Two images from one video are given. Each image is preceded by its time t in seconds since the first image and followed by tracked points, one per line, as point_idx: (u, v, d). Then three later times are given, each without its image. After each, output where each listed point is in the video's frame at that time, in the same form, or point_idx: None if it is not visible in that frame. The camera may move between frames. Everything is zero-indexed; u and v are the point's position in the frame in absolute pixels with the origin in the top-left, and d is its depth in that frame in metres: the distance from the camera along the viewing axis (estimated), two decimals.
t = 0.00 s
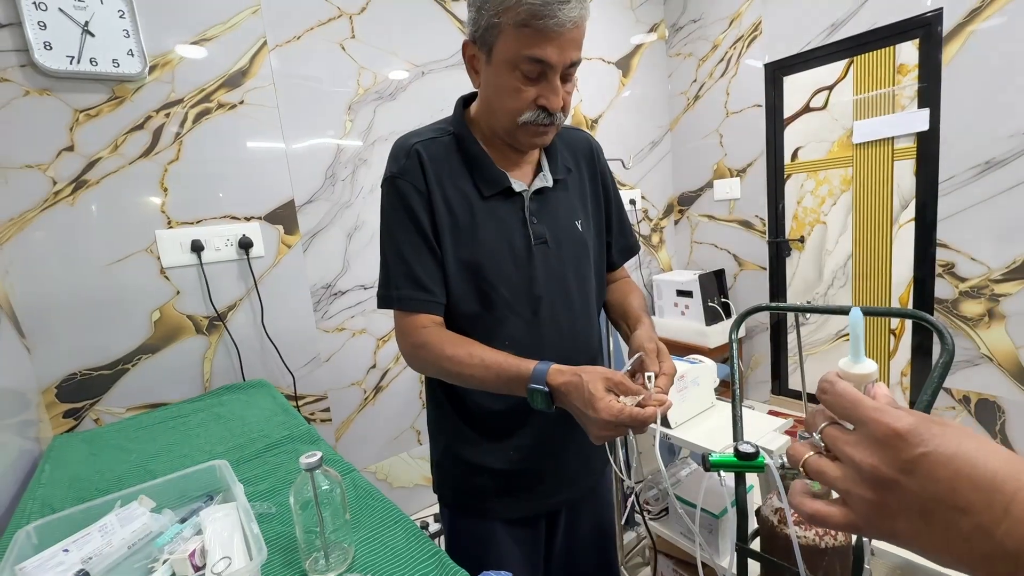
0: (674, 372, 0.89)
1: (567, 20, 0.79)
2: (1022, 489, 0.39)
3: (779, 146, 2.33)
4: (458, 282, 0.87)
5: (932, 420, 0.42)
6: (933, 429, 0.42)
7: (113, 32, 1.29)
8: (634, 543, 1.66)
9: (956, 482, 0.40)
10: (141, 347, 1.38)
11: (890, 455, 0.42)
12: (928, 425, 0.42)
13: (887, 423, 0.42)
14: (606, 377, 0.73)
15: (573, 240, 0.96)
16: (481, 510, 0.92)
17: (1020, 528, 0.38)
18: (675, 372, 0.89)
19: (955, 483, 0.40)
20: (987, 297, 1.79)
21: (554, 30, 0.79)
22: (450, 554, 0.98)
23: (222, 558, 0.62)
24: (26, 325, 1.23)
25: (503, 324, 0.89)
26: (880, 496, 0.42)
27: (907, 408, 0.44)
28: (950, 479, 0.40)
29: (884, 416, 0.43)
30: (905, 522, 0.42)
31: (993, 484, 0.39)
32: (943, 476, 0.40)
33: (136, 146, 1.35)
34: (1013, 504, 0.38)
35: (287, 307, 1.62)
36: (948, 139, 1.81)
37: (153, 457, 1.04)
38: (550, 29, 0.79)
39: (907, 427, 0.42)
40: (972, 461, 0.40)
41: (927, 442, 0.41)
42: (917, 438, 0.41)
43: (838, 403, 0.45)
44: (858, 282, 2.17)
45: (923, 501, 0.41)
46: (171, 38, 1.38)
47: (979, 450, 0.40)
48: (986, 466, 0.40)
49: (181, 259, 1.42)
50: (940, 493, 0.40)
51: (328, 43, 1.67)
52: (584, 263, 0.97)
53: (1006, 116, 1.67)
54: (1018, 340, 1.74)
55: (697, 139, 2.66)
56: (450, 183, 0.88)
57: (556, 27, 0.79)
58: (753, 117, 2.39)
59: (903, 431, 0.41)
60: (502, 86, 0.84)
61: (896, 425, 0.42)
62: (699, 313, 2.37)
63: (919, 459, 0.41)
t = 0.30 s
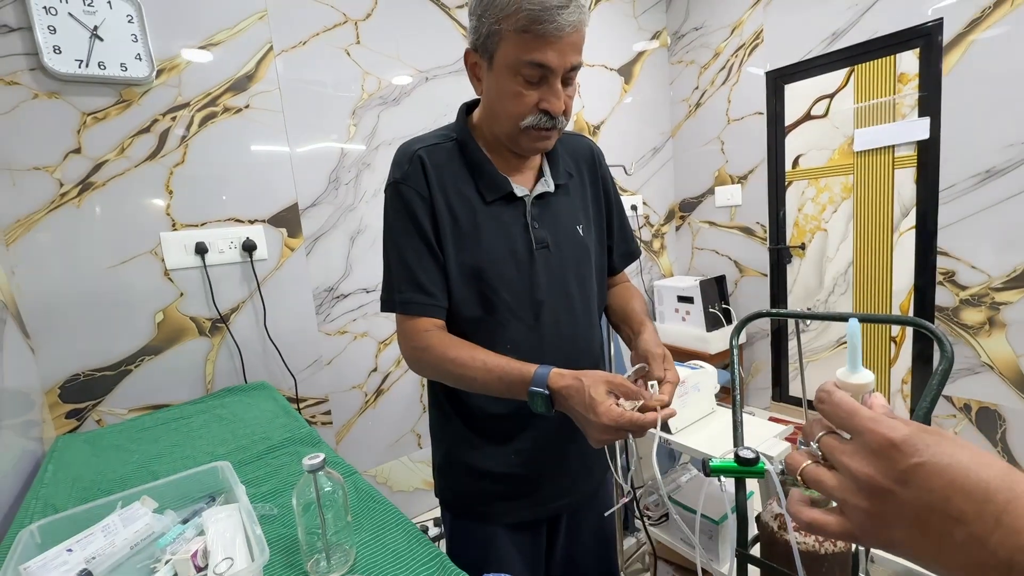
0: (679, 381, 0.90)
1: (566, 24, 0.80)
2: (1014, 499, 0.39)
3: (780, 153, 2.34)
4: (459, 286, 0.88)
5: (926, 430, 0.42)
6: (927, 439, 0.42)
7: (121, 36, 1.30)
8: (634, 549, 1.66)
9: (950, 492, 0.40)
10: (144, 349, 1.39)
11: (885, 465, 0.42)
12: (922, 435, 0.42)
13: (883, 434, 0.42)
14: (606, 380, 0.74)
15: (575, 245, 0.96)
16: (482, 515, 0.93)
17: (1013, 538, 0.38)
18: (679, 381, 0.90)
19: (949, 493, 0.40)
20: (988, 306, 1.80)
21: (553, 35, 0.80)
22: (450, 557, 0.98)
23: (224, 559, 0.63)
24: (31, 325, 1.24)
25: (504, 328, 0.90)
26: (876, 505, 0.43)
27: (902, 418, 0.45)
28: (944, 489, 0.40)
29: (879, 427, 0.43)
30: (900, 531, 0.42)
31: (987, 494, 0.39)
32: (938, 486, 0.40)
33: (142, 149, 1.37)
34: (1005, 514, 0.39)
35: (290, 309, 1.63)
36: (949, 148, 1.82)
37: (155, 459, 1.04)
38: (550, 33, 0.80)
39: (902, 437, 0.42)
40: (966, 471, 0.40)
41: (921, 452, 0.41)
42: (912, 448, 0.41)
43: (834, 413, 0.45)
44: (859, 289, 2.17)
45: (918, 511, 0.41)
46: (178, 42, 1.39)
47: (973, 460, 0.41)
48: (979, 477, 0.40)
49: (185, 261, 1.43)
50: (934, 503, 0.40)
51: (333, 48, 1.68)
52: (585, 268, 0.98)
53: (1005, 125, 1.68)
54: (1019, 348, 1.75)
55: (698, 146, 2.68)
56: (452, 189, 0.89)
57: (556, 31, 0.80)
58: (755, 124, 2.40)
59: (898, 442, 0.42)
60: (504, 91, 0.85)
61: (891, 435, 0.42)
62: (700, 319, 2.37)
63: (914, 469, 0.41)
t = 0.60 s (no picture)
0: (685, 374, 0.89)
1: (564, 25, 0.81)
2: None
3: (783, 158, 2.34)
4: (459, 288, 0.87)
5: (935, 440, 0.41)
6: (936, 449, 0.41)
7: (127, 38, 1.31)
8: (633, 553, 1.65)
9: (958, 504, 0.39)
10: (145, 350, 1.39)
11: (892, 475, 0.41)
12: (931, 445, 0.41)
13: (889, 443, 0.42)
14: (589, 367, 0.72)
15: (576, 247, 0.96)
16: (481, 520, 0.92)
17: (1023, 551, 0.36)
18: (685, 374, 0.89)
19: (957, 505, 0.39)
20: (991, 312, 1.79)
21: (551, 35, 0.80)
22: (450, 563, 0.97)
23: (222, 562, 0.62)
24: (32, 326, 1.24)
25: (505, 330, 0.89)
26: (882, 516, 0.42)
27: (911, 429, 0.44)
28: (952, 500, 0.39)
29: (886, 436, 0.42)
30: (907, 543, 0.41)
31: (995, 505, 0.38)
32: (945, 497, 0.39)
33: (145, 150, 1.37)
34: (1016, 526, 0.37)
35: (291, 311, 1.63)
36: (951, 154, 1.81)
37: (154, 460, 1.04)
38: (548, 35, 0.80)
39: (909, 447, 0.41)
40: (975, 483, 0.39)
41: (929, 462, 0.40)
42: (919, 458, 0.40)
43: (840, 421, 0.45)
44: (861, 295, 2.17)
45: (925, 523, 0.40)
46: (182, 44, 1.40)
47: (982, 472, 0.39)
48: (988, 488, 0.39)
49: (187, 262, 1.43)
50: (941, 514, 0.39)
51: (337, 51, 1.69)
52: (586, 270, 0.98)
53: (1008, 132, 1.68)
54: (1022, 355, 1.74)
55: (700, 151, 2.68)
56: (453, 191, 0.89)
57: (555, 32, 0.80)
58: (757, 129, 2.41)
59: (905, 451, 0.41)
60: (503, 94, 0.86)
61: (897, 444, 0.41)
62: (701, 324, 2.37)
63: (922, 479, 0.40)
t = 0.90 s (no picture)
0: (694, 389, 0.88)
1: (575, 25, 0.82)
2: None
3: (785, 162, 2.34)
4: (459, 289, 0.87)
5: (949, 452, 0.39)
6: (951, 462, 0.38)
7: (130, 39, 1.31)
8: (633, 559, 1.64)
9: (973, 518, 0.36)
10: (145, 351, 1.38)
11: (905, 488, 0.39)
12: (944, 457, 0.38)
13: (900, 455, 0.39)
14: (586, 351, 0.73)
15: (576, 249, 0.96)
16: (481, 523, 0.92)
17: None
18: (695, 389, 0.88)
19: (972, 519, 0.36)
20: (994, 318, 1.78)
21: (562, 37, 0.81)
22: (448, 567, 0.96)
23: (221, 565, 0.62)
24: (34, 325, 1.24)
25: (505, 332, 0.89)
26: (894, 530, 0.39)
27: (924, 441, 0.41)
28: (967, 515, 0.36)
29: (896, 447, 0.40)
30: (921, 560, 0.38)
31: (1014, 520, 0.35)
32: (960, 511, 0.36)
33: (148, 151, 1.37)
34: None
35: (293, 313, 1.63)
36: (955, 159, 1.81)
37: (153, 461, 1.04)
38: (559, 36, 0.81)
39: (922, 459, 0.38)
40: (993, 497, 0.36)
41: (943, 474, 0.37)
42: (933, 470, 0.38)
43: (851, 431, 0.43)
44: (863, 299, 2.16)
45: (940, 538, 0.37)
46: (186, 45, 1.40)
47: (1000, 485, 0.37)
48: (1004, 501, 0.36)
49: (188, 262, 1.43)
50: (956, 529, 0.36)
51: (340, 53, 1.70)
52: (587, 272, 0.97)
53: (1011, 137, 1.67)
54: None
55: (702, 155, 2.68)
56: (453, 192, 0.89)
57: (566, 31, 0.81)
58: (759, 133, 2.40)
59: (917, 463, 0.38)
60: (515, 97, 0.85)
61: (909, 456, 0.39)
62: (703, 328, 2.36)
63: (936, 492, 0.37)
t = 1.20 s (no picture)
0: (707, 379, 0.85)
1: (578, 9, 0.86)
2: None
3: (788, 166, 2.33)
4: (462, 290, 0.87)
5: (967, 464, 0.38)
6: (969, 475, 0.37)
7: (135, 41, 1.32)
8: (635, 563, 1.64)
9: (993, 532, 0.35)
10: (147, 352, 1.38)
11: (922, 501, 0.38)
12: (962, 469, 0.38)
13: (917, 467, 0.38)
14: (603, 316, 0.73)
15: (579, 251, 0.96)
16: (482, 528, 0.91)
17: None
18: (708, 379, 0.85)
19: (992, 533, 0.35)
20: (999, 323, 1.77)
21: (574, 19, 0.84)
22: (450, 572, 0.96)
23: (221, 568, 0.62)
24: (36, 325, 1.24)
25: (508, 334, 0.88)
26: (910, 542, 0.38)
27: (940, 452, 0.40)
28: (987, 529, 0.35)
29: (915, 459, 0.39)
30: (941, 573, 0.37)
31: None
32: (980, 526, 0.35)
33: (152, 152, 1.37)
34: None
35: (295, 314, 1.63)
36: (959, 163, 1.80)
37: (154, 462, 1.04)
38: (572, 18, 0.84)
39: (941, 472, 0.38)
40: (1014, 511, 0.35)
41: (962, 488, 0.36)
42: (952, 484, 0.37)
43: (865, 442, 0.41)
44: (867, 303, 2.16)
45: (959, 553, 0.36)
46: (189, 46, 1.40)
47: (1020, 499, 0.35)
48: None
49: (191, 263, 1.43)
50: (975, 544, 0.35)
51: (344, 55, 1.70)
52: (591, 274, 0.97)
53: (1016, 141, 1.67)
54: None
55: (705, 158, 2.67)
56: (457, 193, 0.89)
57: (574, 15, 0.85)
58: (763, 136, 2.40)
59: (936, 477, 0.37)
60: (541, 84, 0.85)
61: (927, 469, 0.38)
62: (705, 331, 2.36)
63: (955, 506, 0.36)
